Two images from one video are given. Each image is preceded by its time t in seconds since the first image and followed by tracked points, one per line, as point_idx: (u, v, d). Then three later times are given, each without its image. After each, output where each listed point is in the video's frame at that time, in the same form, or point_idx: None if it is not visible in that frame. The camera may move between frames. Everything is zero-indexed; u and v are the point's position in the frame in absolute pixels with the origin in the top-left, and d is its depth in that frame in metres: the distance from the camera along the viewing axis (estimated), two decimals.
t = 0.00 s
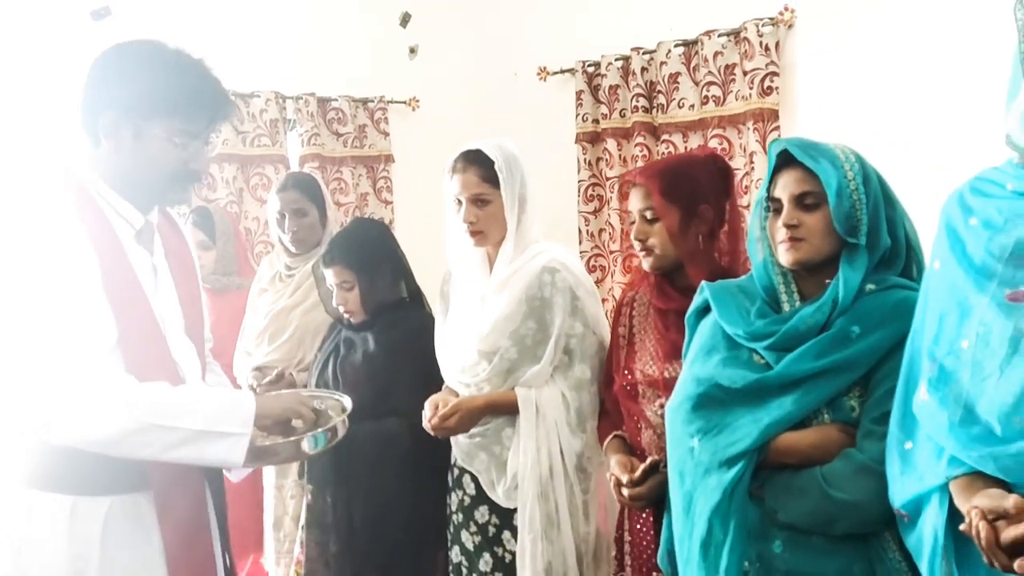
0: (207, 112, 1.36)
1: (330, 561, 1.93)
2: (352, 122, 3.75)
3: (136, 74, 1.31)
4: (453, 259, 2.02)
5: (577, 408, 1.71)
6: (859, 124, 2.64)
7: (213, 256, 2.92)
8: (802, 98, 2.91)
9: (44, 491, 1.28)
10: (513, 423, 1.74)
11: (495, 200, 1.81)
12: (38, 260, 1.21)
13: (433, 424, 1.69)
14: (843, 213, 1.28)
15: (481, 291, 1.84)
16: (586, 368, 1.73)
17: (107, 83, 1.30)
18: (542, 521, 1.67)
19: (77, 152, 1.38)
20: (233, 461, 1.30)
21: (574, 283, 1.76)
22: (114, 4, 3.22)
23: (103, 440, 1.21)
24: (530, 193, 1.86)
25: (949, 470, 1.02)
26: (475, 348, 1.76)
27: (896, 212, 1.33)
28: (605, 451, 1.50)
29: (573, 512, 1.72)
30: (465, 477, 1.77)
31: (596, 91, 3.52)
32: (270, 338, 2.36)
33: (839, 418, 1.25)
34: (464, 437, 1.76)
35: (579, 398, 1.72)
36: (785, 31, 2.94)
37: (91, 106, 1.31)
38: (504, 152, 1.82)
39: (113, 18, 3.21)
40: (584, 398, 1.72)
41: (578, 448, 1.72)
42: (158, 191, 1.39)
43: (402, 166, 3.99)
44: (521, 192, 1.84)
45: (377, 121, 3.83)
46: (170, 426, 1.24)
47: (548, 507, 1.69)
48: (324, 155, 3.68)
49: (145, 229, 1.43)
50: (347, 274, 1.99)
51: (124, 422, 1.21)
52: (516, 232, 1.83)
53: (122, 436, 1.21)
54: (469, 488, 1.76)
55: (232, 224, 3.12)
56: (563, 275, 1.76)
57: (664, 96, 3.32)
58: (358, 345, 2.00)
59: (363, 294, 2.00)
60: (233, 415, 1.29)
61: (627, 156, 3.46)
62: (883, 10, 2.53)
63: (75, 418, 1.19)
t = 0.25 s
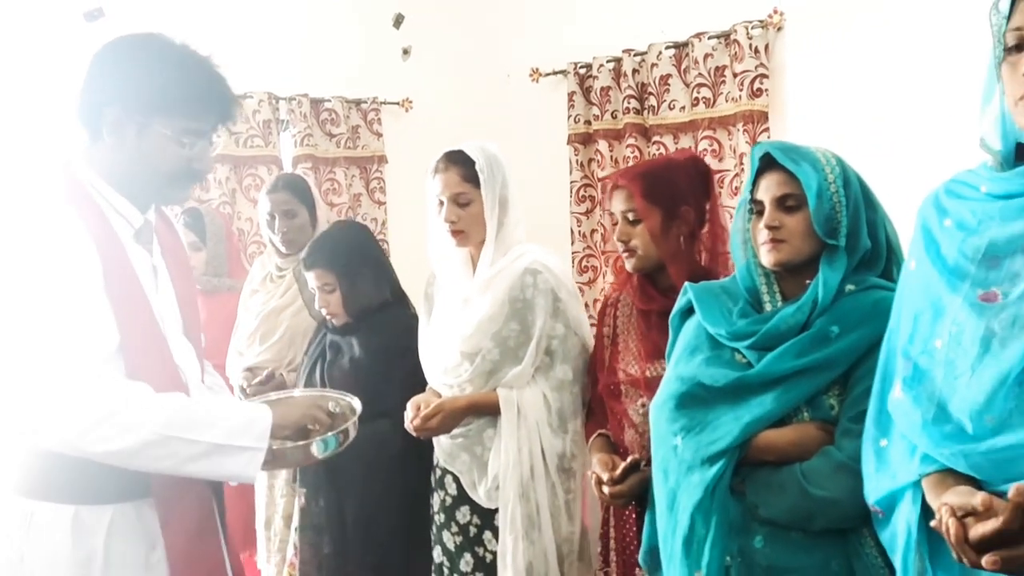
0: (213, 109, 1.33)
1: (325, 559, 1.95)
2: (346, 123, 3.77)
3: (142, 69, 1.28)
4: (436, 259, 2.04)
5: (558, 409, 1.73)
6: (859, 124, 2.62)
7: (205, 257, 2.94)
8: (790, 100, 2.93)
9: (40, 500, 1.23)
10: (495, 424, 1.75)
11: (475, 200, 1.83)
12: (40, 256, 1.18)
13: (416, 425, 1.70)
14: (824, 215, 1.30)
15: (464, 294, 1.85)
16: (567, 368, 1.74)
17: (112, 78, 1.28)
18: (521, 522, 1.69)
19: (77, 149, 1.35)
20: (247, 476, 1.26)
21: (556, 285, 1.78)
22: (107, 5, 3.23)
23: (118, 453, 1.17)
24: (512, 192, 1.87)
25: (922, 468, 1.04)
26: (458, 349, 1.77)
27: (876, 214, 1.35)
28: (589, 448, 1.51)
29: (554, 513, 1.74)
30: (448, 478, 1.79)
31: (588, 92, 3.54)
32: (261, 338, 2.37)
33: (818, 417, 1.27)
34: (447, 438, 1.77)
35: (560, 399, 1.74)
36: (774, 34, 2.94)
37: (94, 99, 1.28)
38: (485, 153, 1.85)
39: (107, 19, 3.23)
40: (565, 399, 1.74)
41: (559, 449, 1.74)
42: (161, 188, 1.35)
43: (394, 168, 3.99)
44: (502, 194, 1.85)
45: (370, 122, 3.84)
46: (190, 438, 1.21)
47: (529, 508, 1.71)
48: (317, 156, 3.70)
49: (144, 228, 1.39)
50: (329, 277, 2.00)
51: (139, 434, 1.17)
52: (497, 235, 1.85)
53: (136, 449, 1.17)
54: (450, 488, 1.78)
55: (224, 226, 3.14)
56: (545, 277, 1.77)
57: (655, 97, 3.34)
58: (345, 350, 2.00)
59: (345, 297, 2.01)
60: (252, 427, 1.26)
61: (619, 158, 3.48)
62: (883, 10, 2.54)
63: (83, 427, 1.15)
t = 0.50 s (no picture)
0: (232, 114, 1.33)
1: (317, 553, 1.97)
2: (341, 123, 3.81)
3: (164, 72, 1.28)
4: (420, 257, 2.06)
5: (536, 409, 1.76)
6: (858, 124, 2.67)
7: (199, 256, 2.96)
8: (781, 102, 2.95)
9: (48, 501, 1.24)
10: (474, 424, 1.78)
11: (455, 201, 1.85)
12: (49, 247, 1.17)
13: (394, 425, 1.72)
14: (805, 216, 1.31)
15: (444, 294, 1.87)
16: (545, 368, 1.77)
17: (133, 80, 1.27)
18: (500, 522, 1.71)
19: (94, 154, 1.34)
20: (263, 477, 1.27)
21: (534, 285, 1.80)
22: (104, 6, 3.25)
23: (136, 451, 1.17)
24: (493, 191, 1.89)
25: (892, 465, 1.05)
26: (438, 350, 1.80)
27: (858, 215, 1.37)
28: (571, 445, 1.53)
29: (532, 513, 1.76)
30: (428, 477, 1.82)
31: (582, 93, 3.56)
32: (253, 337, 2.39)
33: (796, 414, 1.29)
34: (427, 437, 1.80)
35: (538, 398, 1.77)
36: (765, 35, 2.96)
37: (115, 99, 1.28)
38: (466, 154, 1.85)
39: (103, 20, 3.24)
40: (543, 399, 1.77)
41: (538, 447, 1.77)
42: (179, 190, 1.35)
43: (389, 168, 4.02)
44: (482, 195, 1.87)
45: (366, 122, 3.89)
46: (210, 437, 1.22)
47: (507, 507, 1.73)
48: (313, 156, 3.72)
49: (158, 230, 1.38)
50: (313, 278, 2.03)
51: (159, 431, 1.17)
52: (476, 237, 1.87)
53: (156, 447, 1.18)
54: (431, 488, 1.81)
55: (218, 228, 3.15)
56: (522, 277, 1.79)
57: (647, 98, 3.35)
58: (331, 351, 2.02)
59: (329, 298, 2.03)
60: (267, 429, 1.27)
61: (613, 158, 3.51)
62: (883, 10, 2.58)
63: (103, 423, 1.14)
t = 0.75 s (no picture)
0: (262, 118, 1.37)
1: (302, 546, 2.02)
2: (333, 124, 3.83)
3: (195, 76, 1.31)
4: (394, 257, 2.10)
5: (506, 406, 1.80)
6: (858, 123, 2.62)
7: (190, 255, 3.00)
8: (767, 102, 2.97)
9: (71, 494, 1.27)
10: (445, 420, 1.81)
11: (424, 202, 1.90)
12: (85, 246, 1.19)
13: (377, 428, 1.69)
14: (770, 213, 1.34)
15: (416, 293, 1.91)
16: (514, 365, 1.81)
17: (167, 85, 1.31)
18: (470, 519, 1.74)
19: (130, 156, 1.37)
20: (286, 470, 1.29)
21: (501, 284, 1.84)
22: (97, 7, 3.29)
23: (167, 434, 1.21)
24: (461, 194, 1.95)
25: (842, 457, 1.09)
26: (409, 349, 1.83)
27: (825, 216, 1.40)
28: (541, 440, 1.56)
29: (502, 509, 1.80)
30: (401, 474, 1.85)
31: (571, 94, 3.58)
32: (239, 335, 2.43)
33: (755, 409, 1.32)
34: (400, 435, 1.82)
35: (508, 396, 1.81)
36: (751, 36, 2.98)
37: (150, 104, 1.31)
38: (434, 155, 1.91)
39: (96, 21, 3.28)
40: (512, 396, 1.81)
41: (507, 443, 1.81)
42: (211, 193, 1.37)
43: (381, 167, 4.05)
44: (451, 196, 1.93)
45: (358, 122, 3.90)
46: (237, 424, 1.26)
47: (477, 504, 1.76)
48: (305, 156, 3.77)
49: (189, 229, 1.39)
50: (289, 278, 2.05)
51: (190, 415, 1.22)
52: (446, 237, 1.92)
53: (188, 431, 1.22)
54: (403, 485, 1.84)
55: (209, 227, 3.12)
56: (490, 277, 1.83)
57: (635, 98, 3.38)
58: (309, 349, 2.06)
59: (306, 296, 2.06)
60: (293, 422, 1.30)
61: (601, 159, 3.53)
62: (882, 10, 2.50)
63: (138, 405, 1.18)
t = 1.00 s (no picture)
0: (286, 125, 1.41)
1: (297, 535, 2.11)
2: (325, 125, 3.86)
3: (224, 83, 1.36)
4: (370, 258, 2.15)
5: (479, 404, 1.84)
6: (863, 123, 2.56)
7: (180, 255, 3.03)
8: (753, 105, 3.00)
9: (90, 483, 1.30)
10: (419, 418, 1.84)
11: (398, 204, 1.95)
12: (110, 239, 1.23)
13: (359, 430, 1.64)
14: (728, 210, 1.37)
15: (392, 293, 1.96)
16: (487, 364, 1.85)
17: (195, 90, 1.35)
18: (444, 513, 1.79)
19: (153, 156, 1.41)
20: (298, 462, 1.33)
21: (475, 284, 1.88)
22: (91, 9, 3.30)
23: (187, 424, 1.26)
24: (437, 195, 2.00)
25: (794, 450, 1.11)
26: (385, 347, 1.87)
27: (786, 219, 1.44)
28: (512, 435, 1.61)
29: (476, 503, 1.84)
30: (377, 470, 1.89)
31: (560, 96, 3.61)
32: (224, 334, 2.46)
33: (725, 415, 1.32)
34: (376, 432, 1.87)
35: (481, 393, 1.84)
36: (736, 39, 3.02)
37: (177, 107, 1.35)
38: (409, 157, 1.95)
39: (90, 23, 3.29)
40: (486, 393, 1.85)
41: (481, 439, 1.85)
42: (230, 195, 1.41)
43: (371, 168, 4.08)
44: (426, 197, 1.98)
45: (350, 124, 3.93)
46: (252, 417, 1.30)
47: (450, 498, 1.80)
48: (297, 157, 3.79)
49: (210, 228, 1.41)
50: (267, 277, 2.11)
51: (207, 406, 1.25)
52: (421, 236, 1.97)
53: (205, 421, 1.26)
54: (380, 480, 1.88)
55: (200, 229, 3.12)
56: (463, 277, 1.87)
57: (623, 100, 3.39)
58: (287, 347, 2.11)
59: (284, 295, 2.11)
60: (306, 415, 1.34)
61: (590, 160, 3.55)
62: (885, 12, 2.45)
63: (157, 394, 1.23)
